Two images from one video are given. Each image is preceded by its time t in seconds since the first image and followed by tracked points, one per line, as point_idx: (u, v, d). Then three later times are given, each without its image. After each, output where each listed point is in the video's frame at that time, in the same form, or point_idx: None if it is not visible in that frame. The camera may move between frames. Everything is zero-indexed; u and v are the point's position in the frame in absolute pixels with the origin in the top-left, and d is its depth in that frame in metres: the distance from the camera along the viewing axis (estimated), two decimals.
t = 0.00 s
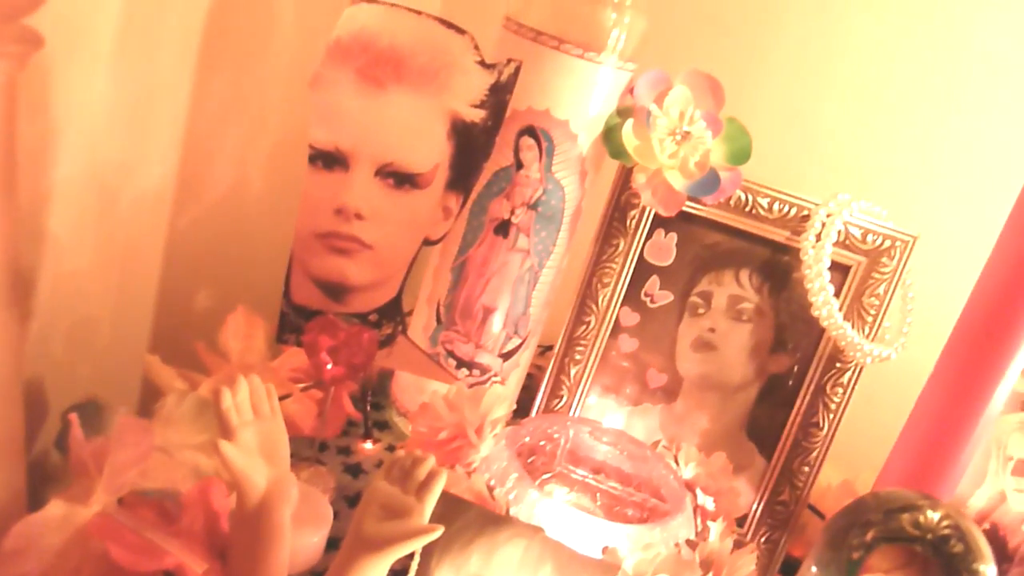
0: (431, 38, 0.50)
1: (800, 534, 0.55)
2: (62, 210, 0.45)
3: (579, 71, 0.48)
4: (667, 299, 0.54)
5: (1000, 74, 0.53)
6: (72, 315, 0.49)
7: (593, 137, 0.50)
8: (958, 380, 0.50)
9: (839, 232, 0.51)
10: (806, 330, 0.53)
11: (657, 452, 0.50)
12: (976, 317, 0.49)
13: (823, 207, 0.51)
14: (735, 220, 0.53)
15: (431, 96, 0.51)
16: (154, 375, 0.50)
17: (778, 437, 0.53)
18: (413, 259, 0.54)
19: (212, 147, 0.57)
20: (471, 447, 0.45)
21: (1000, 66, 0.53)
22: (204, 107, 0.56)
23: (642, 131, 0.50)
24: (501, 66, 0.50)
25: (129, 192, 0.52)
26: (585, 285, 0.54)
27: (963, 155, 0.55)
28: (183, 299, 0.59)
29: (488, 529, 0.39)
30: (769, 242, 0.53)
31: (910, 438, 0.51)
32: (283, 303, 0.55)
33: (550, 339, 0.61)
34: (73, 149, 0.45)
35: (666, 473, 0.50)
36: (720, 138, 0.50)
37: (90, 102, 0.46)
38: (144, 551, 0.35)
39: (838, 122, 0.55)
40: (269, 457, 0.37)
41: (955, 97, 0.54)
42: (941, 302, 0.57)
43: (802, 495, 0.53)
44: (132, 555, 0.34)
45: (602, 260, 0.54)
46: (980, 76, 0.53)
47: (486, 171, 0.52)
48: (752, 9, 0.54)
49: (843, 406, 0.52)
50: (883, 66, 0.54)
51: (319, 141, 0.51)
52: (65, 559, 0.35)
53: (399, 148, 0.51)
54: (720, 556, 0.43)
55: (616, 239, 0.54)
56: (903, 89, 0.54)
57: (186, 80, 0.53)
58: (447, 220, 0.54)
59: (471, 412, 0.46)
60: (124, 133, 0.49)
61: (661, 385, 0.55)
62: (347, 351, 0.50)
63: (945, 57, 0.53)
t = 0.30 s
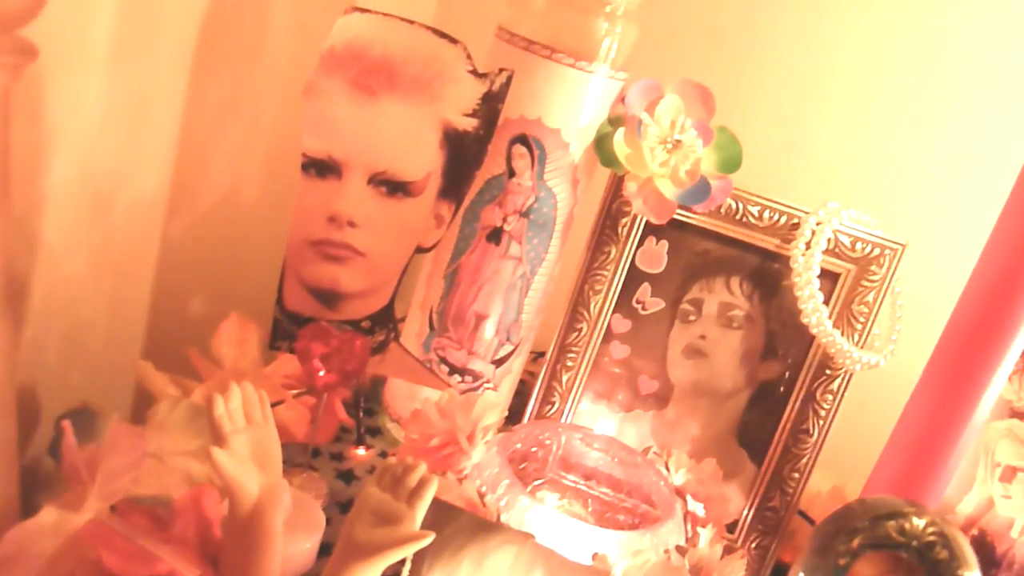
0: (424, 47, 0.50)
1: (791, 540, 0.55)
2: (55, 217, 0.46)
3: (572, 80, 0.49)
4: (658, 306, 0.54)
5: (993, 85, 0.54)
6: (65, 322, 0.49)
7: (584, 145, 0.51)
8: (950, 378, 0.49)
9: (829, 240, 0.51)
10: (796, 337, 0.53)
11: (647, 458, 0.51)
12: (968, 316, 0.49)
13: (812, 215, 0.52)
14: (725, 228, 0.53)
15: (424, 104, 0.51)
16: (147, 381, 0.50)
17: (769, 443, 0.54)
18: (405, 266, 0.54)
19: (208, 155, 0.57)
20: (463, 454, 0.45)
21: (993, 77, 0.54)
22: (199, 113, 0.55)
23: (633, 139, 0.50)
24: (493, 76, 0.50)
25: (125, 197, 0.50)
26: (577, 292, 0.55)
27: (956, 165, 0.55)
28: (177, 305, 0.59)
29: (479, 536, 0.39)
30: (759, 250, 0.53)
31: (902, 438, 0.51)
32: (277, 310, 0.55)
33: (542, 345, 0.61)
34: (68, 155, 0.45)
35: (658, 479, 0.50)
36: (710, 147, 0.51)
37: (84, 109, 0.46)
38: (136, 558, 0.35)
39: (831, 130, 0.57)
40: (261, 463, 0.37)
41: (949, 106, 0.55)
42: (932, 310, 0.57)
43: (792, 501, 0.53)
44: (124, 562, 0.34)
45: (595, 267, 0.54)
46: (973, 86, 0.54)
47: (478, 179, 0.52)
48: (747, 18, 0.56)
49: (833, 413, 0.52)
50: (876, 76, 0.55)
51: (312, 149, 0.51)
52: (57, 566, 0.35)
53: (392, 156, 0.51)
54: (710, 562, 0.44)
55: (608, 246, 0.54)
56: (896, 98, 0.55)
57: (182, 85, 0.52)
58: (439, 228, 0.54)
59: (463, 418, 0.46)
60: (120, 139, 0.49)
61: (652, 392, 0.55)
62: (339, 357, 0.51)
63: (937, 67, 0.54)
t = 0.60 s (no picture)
0: (408, 53, 0.50)
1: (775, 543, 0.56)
2: (42, 222, 0.46)
3: (557, 86, 0.49)
4: (643, 310, 0.55)
5: (974, 92, 0.55)
6: (50, 327, 0.49)
7: (570, 150, 0.51)
8: (928, 382, 0.50)
9: (812, 245, 0.52)
10: (780, 342, 0.53)
11: (631, 462, 0.51)
12: (946, 320, 0.50)
13: (795, 220, 0.52)
14: (709, 234, 0.53)
15: (408, 110, 0.51)
16: (132, 386, 0.50)
17: (753, 447, 0.54)
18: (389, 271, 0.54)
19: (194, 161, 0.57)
20: (447, 458, 0.45)
21: (974, 85, 0.55)
22: (186, 120, 0.56)
23: (617, 145, 0.51)
24: (477, 82, 0.50)
25: (112, 203, 0.52)
26: (562, 297, 0.55)
27: (937, 172, 0.56)
28: (165, 309, 0.59)
29: (461, 539, 0.40)
30: (742, 255, 0.53)
31: (882, 441, 0.52)
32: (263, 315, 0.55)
33: (528, 349, 0.61)
34: (53, 163, 0.46)
35: (642, 483, 0.50)
36: (695, 152, 0.51)
37: (71, 114, 0.46)
38: (120, 562, 0.35)
39: (818, 135, 0.57)
40: (243, 464, 0.38)
41: (931, 114, 0.56)
42: (912, 314, 0.58)
43: (776, 504, 0.54)
44: (108, 567, 0.34)
45: (579, 271, 0.55)
46: (954, 94, 0.55)
47: (463, 184, 0.52)
48: (734, 24, 0.56)
49: (816, 417, 0.53)
50: (861, 82, 0.56)
51: (298, 155, 0.51)
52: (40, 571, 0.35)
53: (377, 163, 0.51)
54: (692, 565, 0.45)
55: (593, 251, 0.54)
56: (880, 105, 0.56)
57: (169, 91, 0.54)
58: (423, 233, 0.54)
59: (447, 423, 0.47)
60: (106, 143, 0.50)
61: (638, 396, 0.56)
62: (324, 361, 0.51)
63: (919, 75, 0.55)
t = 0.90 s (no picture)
0: (392, 58, 0.50)
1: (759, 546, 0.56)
2: (27, 226, 0.46)
3: (542, 92, 0.50)
4: (629, 315, 0.55)
5: (958, 100, 0.55)
6: (36, 332, 0.49)
7: (556, 156, 0.51)
8: (910, 384, 0.52)
9: (796, 250, 0.52)
10: (764, 346, 0.54)
11: (616, 466, 0.51)
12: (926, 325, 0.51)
13: (779, 226, 0.52)
14: (694, 239, 0.54)
15: (395, 116, 0.51)
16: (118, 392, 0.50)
17: (738, 452, 0.54)
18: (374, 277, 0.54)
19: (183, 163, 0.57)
20: (431, 463, 0.45)
21: (958, 93, 0.55)
22: (178, 122, 0.55)
23: (603, 151, 0.51)
24: (463, 89, 0.50)
25: (99, 208, 0.52)
26: (549, 302, 0.55)
27: (921, 180, 0.57)
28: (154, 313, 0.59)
29: (444, 545, 0.40)
30: (727, 260, 0.54)
31: (864, 441, 0.53)
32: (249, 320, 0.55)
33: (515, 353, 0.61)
34: (39, 169, 0.46)
35: (626, 487, 0.51)
36: (680, 158, 0.51)
37: (56, 116, 0.46)
38: (104, 568, 0.35)
39: (804, 140, 0.58)
40: (228, 471, 0.39)
41: (914, 120, 0.56)
42: (896, 321, 0.58)
43: (761, 508, 0.54)
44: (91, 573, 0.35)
45: (566, 276, 0.55)
46: (938, 101, 0.55)
47: (449, 189, 0.52)
48: (721, 30, 0.57)
49: (800, 421, 0.53)
50: (846, 85, 0.56)
51: (283, 161, 0.51)
52: None
53: (364, 168, 0.52)
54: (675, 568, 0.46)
55: (579, 256, 0.55)
56: (863, 112, 0.57)
57: (157, 95, 0.53)
58: (409, 238, 0.54)
59: (432, 427, 0.47)
60: (93, 148, 0.49)
61: (624, 400, 0.56)
62: (310, 366, 0.51)
63: (904, 78, 0.56)
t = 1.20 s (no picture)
0: (375, 69, 0.51)
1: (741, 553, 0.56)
2: (11, 234, 0.45)
3: (525, 102, 0.50)
4: (612, 323, 0.55)
5: (939, 113, 0.56)
6: (19, 339, 0.49)
7: (538, 164, 0.51)
8: (889, 393, 0.52)
9: (776, 259, 0.53)
10: (745, 354, 0.54)
11: (598, 474, 0.51)
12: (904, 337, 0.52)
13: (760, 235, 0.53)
14: (676, 248, 0.54)
15: (377, 126, 0.52)
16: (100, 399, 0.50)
17: (720, 459, 0.55)
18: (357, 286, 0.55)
19: (168, 170, 0.57)
20: (414, 471, 0.46)
21: (939, 106, 0.56)
22: (162, 128, 0.55)
23: (586, 161, 0.51)
24: (445, 99, 0.51)
25: (81, 212, 0.51)
26: (532, 310, 0.56)
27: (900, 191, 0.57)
28: (138, 319, 0.59)
29: (424, 552, 0.40)
30: (709, 269, 0.54)
31: (843, 449, 0.54)
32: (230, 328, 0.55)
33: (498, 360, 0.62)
34: (24, 176, 0.45)
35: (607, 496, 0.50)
36: (661, 168, 0.52)
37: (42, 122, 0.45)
38: None
39: (787, 149, 0.58)
40: (208, 482, 0.39)
41: (897, 128, 0.57)
42: (878, 326, 0.59)
43: (743, 515, 0.54)
44: None
45: (549, 284, 0.55)
46: (918, 114, 0.56)
47: (433, 198, 0.53)
48: (705, 40, 0.58)
49: (781, 429, 0.54)
50: (831, 92, 0.57)
51: (266, 169, 0.51)
52: None
53: (347, 178, 0.52)
54: None
55: (561, 265, 0.55)
56: (847, 119, 0.57)
57: (141, 100, 0.52)
58: (392, 247, 0.55)
59: (414, 436, 0.47)
60: (76, 155, 0.49)
61: (607, 407, 0.56)
62: (292, 374, 0.51)
63: (888, 85, 0.56)
